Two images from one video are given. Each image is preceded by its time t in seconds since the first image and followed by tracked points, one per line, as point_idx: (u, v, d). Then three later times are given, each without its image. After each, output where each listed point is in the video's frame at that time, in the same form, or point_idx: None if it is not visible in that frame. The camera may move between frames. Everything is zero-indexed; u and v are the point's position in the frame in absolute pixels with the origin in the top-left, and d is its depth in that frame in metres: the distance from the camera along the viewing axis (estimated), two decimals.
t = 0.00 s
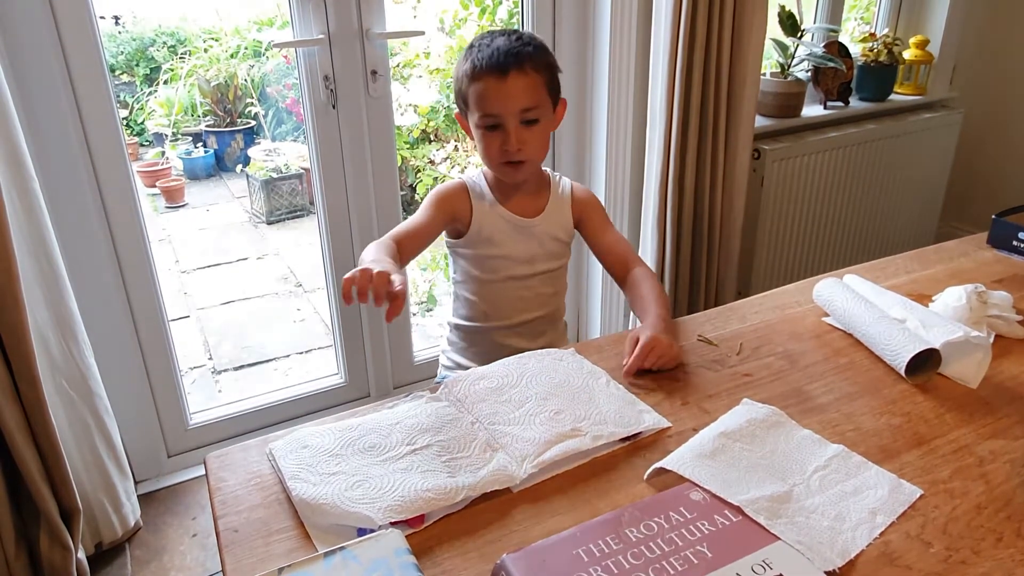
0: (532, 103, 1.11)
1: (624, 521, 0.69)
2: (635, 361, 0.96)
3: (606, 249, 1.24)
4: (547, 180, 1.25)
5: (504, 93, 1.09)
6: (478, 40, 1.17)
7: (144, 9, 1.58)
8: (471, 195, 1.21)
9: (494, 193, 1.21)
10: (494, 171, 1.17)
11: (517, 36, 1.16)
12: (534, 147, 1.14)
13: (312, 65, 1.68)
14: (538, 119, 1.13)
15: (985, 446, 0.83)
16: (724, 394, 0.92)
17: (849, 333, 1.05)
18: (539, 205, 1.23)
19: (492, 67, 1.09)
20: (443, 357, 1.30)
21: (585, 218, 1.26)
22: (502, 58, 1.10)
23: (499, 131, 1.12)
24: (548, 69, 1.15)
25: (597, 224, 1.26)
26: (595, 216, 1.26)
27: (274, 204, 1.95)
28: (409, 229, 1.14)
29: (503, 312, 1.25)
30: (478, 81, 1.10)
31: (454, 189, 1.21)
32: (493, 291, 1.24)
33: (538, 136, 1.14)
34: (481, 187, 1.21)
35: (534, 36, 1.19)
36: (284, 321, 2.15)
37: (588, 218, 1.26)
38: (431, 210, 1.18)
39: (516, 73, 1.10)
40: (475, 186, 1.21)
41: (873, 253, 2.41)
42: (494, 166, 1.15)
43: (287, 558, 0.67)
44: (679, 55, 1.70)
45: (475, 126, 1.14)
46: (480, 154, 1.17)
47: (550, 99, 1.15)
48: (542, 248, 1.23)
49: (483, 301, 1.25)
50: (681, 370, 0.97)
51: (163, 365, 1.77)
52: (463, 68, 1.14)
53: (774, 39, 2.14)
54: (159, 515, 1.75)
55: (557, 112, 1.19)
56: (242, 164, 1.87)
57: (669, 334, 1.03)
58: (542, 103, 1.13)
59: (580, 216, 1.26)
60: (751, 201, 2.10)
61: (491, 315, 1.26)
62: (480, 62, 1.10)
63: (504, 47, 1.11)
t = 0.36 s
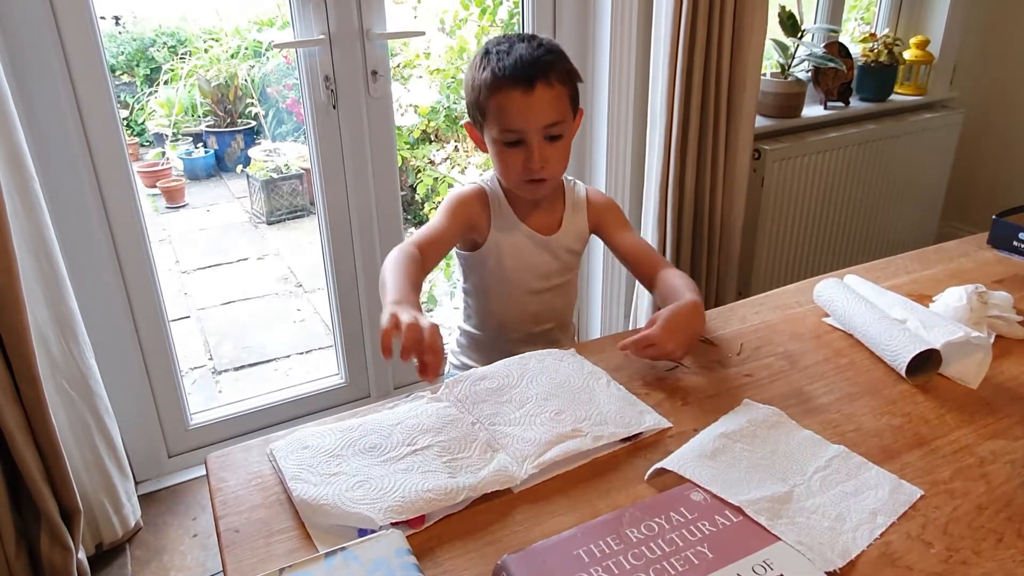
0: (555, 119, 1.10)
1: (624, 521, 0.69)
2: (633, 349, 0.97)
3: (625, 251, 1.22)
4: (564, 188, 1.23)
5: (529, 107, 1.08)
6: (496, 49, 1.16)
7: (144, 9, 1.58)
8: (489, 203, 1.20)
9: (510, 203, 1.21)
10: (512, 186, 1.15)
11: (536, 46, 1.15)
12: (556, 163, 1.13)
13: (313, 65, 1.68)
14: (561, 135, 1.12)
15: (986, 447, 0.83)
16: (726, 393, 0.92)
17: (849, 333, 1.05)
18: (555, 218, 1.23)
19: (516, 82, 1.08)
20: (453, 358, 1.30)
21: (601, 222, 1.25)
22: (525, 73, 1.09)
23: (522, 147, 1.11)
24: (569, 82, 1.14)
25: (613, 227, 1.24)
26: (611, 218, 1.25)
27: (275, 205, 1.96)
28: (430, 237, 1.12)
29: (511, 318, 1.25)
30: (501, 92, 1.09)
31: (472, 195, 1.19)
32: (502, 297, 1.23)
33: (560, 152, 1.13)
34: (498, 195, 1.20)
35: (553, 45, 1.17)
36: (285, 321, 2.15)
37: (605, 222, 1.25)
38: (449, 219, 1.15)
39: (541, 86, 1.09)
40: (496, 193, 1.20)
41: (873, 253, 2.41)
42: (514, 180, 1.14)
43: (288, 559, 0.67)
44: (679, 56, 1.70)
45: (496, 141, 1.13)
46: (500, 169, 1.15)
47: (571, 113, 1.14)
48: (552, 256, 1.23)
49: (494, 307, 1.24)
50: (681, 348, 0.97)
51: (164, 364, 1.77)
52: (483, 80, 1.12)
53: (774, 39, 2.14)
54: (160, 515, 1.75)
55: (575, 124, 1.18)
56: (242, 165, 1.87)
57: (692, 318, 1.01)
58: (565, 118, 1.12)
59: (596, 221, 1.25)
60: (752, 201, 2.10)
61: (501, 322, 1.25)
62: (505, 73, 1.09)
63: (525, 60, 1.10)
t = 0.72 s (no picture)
0: (581, 106, 0.89)
1: (626, 521, 0.69)
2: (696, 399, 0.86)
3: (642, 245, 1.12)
4: (570, 179, 1.10)
5: (551, 92, 0.86)
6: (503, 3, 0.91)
7: (145, 9, 1.58)
8: (480, 194, 1.07)
9: (506, 197, 1.08)
10: (514, 179, 0.95)
11: (554, 4, 0.91)
12: (574, 158, 0.92)
13: (313, 66, 1.68)
14: (582, 125, 0.91)
15: (987, 447, 0.83)
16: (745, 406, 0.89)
17: (850, 334, 1.05)
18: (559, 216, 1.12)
19: (536, 60, 0.86)
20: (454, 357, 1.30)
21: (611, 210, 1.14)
22: (548, 47, 0.86)
23: (537, 138, 0.89)
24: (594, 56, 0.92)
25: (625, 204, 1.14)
26: (621, 195, 1.13)
27: (275, 205, 1.97)
28: (432, 267, 0.96)
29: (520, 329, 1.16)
30: (516, 69, 0.86)
31: (456, 202, 1.05)
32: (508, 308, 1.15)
33: (579, 144, 0.93)
34: (491, 190, 1.07)
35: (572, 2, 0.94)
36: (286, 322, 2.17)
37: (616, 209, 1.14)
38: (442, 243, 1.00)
39: (567, 66, 0.87)
40: (487, 184, 1.07)
41: (873, 253, 2.40)
42: (517, 175, 0.94)
43: (288, 560, 0.67)
44: (679, 56, 1.70)
45: (503, 127, 0.90)
46: (502, 158, 0.94)
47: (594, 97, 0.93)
48: (564, 262, 1.14)
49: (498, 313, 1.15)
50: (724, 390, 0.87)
51: (165, 364, 1.77)
52: (490, 50, 0.88)
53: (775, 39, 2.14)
54: (161, 515, 1.75)
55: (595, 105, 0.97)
56: (242, 165, 1.89)
57: (716, 313, 0.99)
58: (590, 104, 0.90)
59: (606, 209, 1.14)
60: (752, 201, 2.10)
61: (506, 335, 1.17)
62: (522, 45, 0.86)
63: (547, 28, 0.87)
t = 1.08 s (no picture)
0: (583, 98, 0.79)
1: (627, 524, 0.70)
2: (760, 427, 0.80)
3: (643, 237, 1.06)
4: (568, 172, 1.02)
5: (553, 84, 0.76)
6: None
7: (145, 10, 1.58)
8: (460, 194, 0.97)
9: (491, 193, 0.99)
10: (508, 178, 0.85)
11: None
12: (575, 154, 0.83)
13: (314, 66, 1.68)
14: (582, 116, 0.81)
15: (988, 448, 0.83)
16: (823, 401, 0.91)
17: (852, 335, 1.06)
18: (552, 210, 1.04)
19: (535, 46, 0.75)
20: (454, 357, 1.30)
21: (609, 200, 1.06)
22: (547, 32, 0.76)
23: (535, 134, 0.79)
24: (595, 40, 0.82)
25: (626, 192, 1.06)
26: (622, 188, 1.05)
27: (275, 206, 1.98)
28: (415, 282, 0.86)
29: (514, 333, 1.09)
30: (511, 57, 0.75)
31: (432, 207, 0.95)
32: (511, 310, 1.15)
33: (580, 138, 0.83)
34: (473, 187, 0.97)
35: None
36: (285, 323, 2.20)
37: (615, 199, 1.06)
38: (425, 262, 0.89)
39: (570, 54, 0.76)
40: (468, 184, 0.97)
41: (873, 254, 2.40)
42: (511, 173, 0.84)
43: (291, 561, 0.67)
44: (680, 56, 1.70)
45: (496, 121, 0.79)
46: (495, 155, 0.83)
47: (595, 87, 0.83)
48: (559, 259, 1.07)
49: (490, 311, 1.08)
50: (772, 384, 0.83)
51: (166, 365, 1.76)
52: (481, 34, 0.77)
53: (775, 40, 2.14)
54: (162, 516, 1.75)
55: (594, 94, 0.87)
56: (242, 165, 1.89)
57: (734, 317, 0.96)
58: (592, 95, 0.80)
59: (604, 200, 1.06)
60: (753, 202, 2.10)
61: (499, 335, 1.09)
62: (519, 32, 0.75)
63: (545, 10, 0.77)
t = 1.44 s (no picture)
0: (601, 104, 0.74)
1: (627, 522, 0.70)
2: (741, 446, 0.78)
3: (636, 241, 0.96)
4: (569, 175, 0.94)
5: (573, 91, 0.70)
6: None
7: (145, 11, 1.58)
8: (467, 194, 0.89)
9: (498, 196, 0.91)
10: (514, 180, 0.79)
11: None
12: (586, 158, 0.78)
13: (314, 67, 1.68)
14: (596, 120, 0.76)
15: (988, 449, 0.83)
16: (823, 403, 0.90)
17: (851, 336, 1.05)
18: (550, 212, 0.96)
19: (555, 50, 0.69)
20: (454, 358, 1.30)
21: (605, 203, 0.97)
22: (568, 35, 0.70)
23: (548, 140, 0.74)
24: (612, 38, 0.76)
25: (615, 193, 0.98)
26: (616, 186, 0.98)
27: (275, 206, 2.00)
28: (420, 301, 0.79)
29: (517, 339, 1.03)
30: (529, 60, 0.69)
31: (440, 211, 0.86)
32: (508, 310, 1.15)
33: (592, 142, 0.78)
34: (479, 188, 0.89)
35: None
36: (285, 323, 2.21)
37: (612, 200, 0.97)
38: (432, 260, 0.82)
39: (590, 58, 0.71)
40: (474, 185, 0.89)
41: (873, 254, 2.40)
42: (519, 177, 0.78)
43: (291, 563, 0.67)
44: (680, 58, 1.70)
45: (507, 124, 0.74)
46: (501, 158, 0.77)
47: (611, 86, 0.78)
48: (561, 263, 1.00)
49: (492, 311, 1.01)
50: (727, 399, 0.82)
51: (166, 365, 1.77)
52: (495, 32, 0.71)
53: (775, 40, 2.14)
54: (162, 516, 1.75)
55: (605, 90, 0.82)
56: (242, 166, 1.91)
57: (677, 334, 0.88)
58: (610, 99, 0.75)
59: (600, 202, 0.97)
60: (753, 202, 2.10)
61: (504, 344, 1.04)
62: (537, 34, 0.69)
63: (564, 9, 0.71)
